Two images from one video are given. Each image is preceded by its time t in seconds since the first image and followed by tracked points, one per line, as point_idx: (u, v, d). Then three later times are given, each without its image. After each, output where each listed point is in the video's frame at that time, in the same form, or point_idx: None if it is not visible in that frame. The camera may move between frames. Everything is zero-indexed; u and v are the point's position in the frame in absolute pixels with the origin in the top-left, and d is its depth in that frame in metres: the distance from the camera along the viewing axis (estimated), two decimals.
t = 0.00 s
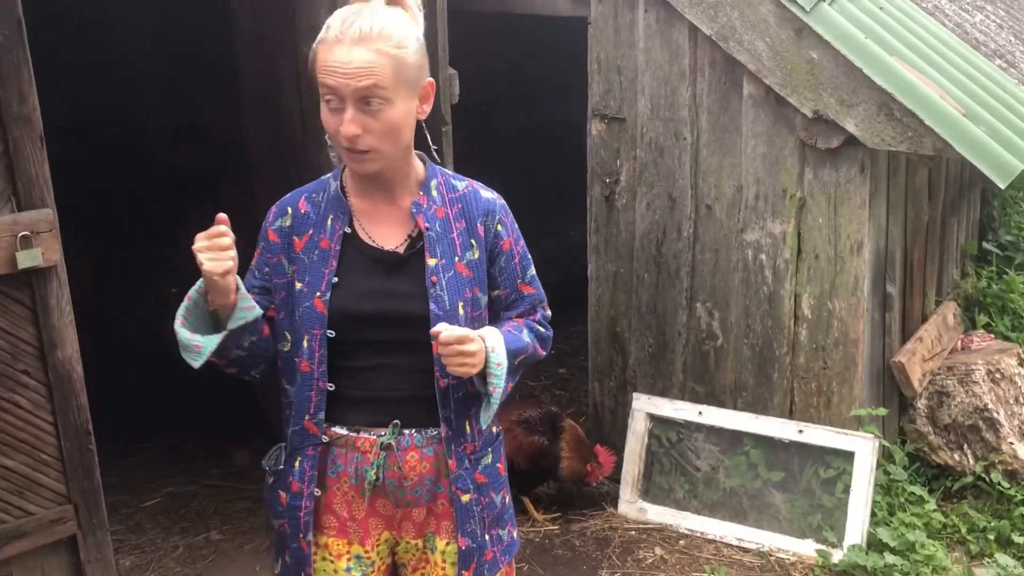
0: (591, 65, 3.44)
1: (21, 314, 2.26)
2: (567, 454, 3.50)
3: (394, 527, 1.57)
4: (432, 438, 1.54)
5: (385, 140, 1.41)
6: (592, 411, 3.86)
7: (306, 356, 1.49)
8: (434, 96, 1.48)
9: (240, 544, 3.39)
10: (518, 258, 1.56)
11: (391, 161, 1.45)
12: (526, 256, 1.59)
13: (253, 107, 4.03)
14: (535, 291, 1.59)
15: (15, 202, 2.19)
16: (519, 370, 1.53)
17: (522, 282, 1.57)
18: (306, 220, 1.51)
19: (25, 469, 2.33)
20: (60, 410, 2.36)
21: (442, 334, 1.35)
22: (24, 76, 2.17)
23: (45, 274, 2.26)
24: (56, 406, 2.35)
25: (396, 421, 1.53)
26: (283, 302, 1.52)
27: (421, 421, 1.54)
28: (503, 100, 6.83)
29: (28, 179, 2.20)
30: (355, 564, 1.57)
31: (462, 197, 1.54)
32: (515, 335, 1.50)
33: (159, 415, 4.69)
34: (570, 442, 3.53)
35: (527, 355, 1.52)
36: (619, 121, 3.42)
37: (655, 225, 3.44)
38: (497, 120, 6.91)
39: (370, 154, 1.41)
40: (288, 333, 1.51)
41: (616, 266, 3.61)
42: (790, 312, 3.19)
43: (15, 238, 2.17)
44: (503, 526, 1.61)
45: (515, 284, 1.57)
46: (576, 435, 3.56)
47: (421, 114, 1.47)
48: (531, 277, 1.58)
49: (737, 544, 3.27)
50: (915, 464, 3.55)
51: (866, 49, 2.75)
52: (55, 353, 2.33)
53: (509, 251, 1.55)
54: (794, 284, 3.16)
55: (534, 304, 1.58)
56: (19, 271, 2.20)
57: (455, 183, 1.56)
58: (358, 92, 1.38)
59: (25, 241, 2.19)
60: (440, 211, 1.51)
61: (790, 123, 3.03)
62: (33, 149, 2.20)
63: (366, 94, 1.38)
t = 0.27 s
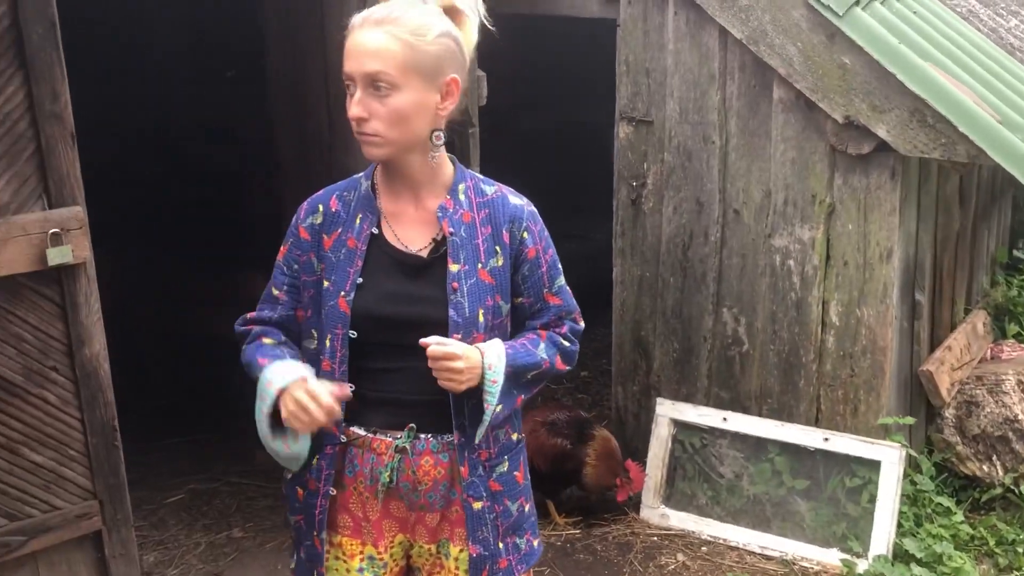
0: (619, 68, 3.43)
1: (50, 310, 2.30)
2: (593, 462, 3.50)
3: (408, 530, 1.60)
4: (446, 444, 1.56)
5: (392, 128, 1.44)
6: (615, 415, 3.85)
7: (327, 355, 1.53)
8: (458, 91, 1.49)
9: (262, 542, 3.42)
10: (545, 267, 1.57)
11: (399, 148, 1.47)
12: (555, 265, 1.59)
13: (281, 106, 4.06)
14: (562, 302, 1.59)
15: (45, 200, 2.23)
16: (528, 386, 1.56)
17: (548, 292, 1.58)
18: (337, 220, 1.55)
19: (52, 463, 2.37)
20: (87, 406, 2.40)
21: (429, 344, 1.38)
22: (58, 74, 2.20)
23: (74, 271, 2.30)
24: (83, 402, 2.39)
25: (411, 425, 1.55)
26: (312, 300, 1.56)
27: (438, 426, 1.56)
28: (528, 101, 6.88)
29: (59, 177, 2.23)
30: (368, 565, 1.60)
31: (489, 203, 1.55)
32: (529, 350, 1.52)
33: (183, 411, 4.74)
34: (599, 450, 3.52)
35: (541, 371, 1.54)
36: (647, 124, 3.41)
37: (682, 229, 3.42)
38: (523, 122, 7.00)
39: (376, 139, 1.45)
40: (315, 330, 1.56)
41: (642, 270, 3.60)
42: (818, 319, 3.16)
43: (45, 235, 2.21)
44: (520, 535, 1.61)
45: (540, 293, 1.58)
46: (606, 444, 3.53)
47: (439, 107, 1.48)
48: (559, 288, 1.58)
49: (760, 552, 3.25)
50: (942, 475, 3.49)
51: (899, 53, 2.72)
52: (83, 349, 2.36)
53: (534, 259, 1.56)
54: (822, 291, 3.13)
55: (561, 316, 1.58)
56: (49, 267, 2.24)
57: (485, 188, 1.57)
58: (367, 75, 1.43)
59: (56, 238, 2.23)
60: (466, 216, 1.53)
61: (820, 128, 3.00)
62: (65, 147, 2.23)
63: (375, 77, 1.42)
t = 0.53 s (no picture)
0: (650, 65, 3.40)
1: (78, 297, 2.33)
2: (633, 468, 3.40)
3: (406, 532, 1.54)
4: (444, 446, 1.49)
5: (382, 114, 1.37)
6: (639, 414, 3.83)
7: (323, 354, 1.45)
8: (457, 85, 1.41)
9: (283, 534, 3.44)
10: (549, 268, 1.49)
11: (391, 139, 1.39)
12: (559, 265, 1.51)
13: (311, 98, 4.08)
14: (565, 303, 1.51)
15: (75, 188, 2.26)
16: (528, 389, 1.49)
17: (552, 293, 1.50)
18: (336, 213, 1.46)
19: (77, 450, 2.40)
20: (112, 395, 2.42)
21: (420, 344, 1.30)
22: (89, 63, 2.22)
23: (102, 259, 2.32)
24: (109, 391, 2.42)
25: (408, 427, 1.49)
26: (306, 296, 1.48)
27: (437, 429, 1.50)
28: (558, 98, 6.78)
29: (89, 166, 2.26)
30: (362, 565, 1.54)
31: (492, 201, 1.47)
32: (529, 351, 1.44)
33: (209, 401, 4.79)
34: (640, 456, 3.41)
35: (541, 373, 1.46)
36: (677, 122, 3.39)
37: (711, 229, 3.39)
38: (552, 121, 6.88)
39: (365, 124, 1.38)
40: (308, 327, 1.47)
41: (669, 269, 3.57)
42: (847, 322, 3.12)
43: (74, 223, 2.23)
44: (523, 538, 1.55)
45: (544, 294, 1.50)
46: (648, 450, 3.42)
47: (437, 100, 1.40)
48: (564, 288, 1.51)
49: (783, 557, 3.21)
50: (972, 483, 3.44)
51: (937, 54, 2.69)
52: (109, 338, 2.38)
53: (538, 260, 1.48)
54: (851, 294, 3.09)
55: (564, 317, 1.51)
56: (78, 256, 2.26)
57: (487, 185, 1.49)
58: (363, 60, 1.36)
59: (84, 226, 2.25)
60: (467, 215, 1.45)
61: (853, 129, 2.96)
62: (95, 134, 2.25)
63: (369, 61, 1.36)
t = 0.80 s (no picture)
0: (678, 62, 3.39)
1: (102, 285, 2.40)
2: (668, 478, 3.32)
3: (356, 537, 1.49)
4: (393, 450, 1.43)
5: (332, 107, 1.32)
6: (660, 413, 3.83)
7: (274, 354, 1.38)
8: (408, 78, 1.36)
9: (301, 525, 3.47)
10: (501, 268, 1.42)
11: (339, 134, 1.34)
12: (512, 264, 1.44)
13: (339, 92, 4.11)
14: (518, 305, 1.44)
15: (103, 176, 2.37)
16: (478, 392, 1.42)
17: (504, 294, 1.43)
18: (287, 207, 1.40)
19: (100, 437, 2.47)
20: (135, 383, 2.50)
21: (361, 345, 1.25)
22: (118, 53, 2.33)
23: (127, 247, 2.40)
24: (131, 378, 2.49)
25: (355, 430, 1.44)
26: (251, 292, 1.40)
27: (381, 431, 1.44)
28: (583, 93, 6.70)
29: (116, 154, 2.38)
30: (316, 568, 1.51)
31: (442, 198, 1.41)
32: (476, 355, 1.37)
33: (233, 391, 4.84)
34: (677, 468, 3.31)
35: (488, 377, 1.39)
36: (704, 119, 3.37)
37: (735, 228, 3.37)
38: (575, 117, 6.81)
39: (316, 119, 1.32)
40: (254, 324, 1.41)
41: (692, 268, 3.56)
42: (872, 324, 3.09)
43: (100, 211, 2.32)
44: (475, 543, 1.49)
45: (496, 295, 1.43)
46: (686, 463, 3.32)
47: (388, 92, 1.35)
48: (516, 289, 1.44)
49: (803, 560, 3.19)
50: (996, 490, 3.38)
51: (969, 54, 2.66)
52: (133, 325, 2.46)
53: (489, 260, 1.41)
54: (877, 295, 3.06)
55: (516, 318, 1.43)
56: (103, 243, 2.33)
57: (439, 182, 1.43)
58: (311, 50, 1.31)
59: (111, 214, 2.33)
60: (416, 212, 1.39)
61: (882, 129, 2.92)
62: (124, 124, 2.38)
63: (317, 52, 1.31)
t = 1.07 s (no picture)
0: (709, 74, 3.39)
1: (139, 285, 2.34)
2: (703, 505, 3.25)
3: (319, 555, 1.50)
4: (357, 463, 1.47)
5: (339, 117, 1.36)
6: (687, 425, 3.83)
7: (234, 368, 1.39)
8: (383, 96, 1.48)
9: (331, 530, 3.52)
10: (454, 278, 1.52)
11: (337, 145, 1.39)
12: (463, 275, 1.55)
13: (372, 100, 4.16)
14: (469, 314, 1.56)
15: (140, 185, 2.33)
16: (435, 400, 1.51)
17: (457, 303, 1.54)
18: (243, 218, 1.40)
19: (132, 441, 2.44)
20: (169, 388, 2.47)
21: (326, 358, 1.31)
22: (156, 61, 2.29)
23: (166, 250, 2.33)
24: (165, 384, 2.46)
25: (320, 444, 1.46)
26: (198, 302, 1.39)
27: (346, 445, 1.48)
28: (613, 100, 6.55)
29: (154, 165, 2.34)
30: None
31: (399, 210, 1.48)
32: (435, 363, 1.46)
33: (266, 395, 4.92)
34: (713, 495, 3.25)
35: (446, 384, 1.48)
36: (735, 131, 3.37)
37: (766, 240, 3.37)
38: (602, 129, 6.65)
39: (321, 127, 1.35)
40: (199, 336, 1.39)
41: (721, 280, 3.56)
42: (903, 339, 3.07)
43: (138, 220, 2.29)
44: (433, 552, 1.57)
45: (450, 304, 1.54)
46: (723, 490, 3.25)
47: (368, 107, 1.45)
48: (468, 298, 1.55)
49: None
50: None
51: (1006, 68, 2.64)
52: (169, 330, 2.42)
53: (445, 270, 1.51)
54: (909, 310, 3.04)
55: (467, 327, 1.55)
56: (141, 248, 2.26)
57: (393, 194, 1.49)
58: (319, 61, 1.35)
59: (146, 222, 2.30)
60: (374, 224, 1.44)
61: (915, 143, 2.91)
62: (161, 134, 2.34)
63: (326, 62, 1.36)
